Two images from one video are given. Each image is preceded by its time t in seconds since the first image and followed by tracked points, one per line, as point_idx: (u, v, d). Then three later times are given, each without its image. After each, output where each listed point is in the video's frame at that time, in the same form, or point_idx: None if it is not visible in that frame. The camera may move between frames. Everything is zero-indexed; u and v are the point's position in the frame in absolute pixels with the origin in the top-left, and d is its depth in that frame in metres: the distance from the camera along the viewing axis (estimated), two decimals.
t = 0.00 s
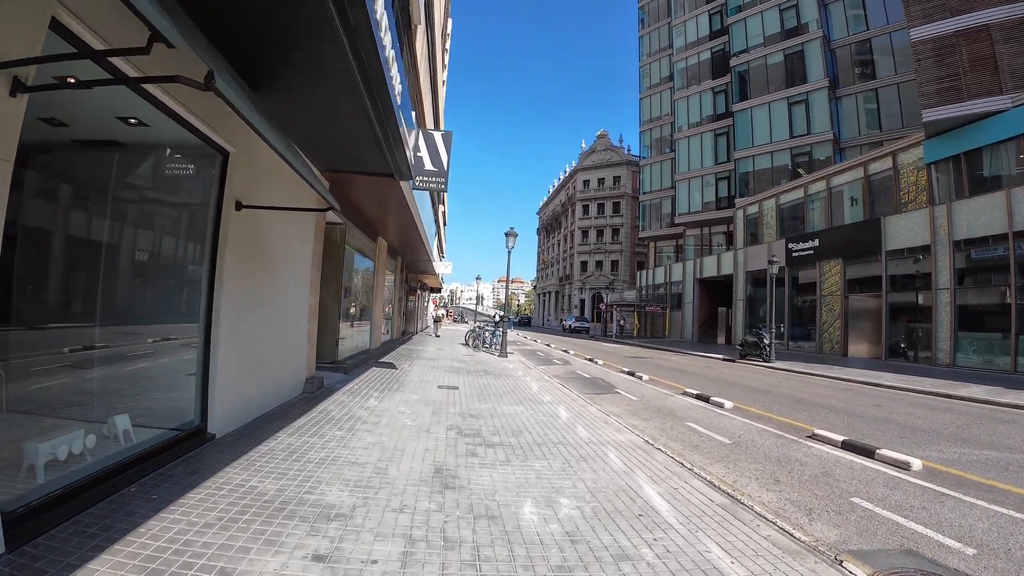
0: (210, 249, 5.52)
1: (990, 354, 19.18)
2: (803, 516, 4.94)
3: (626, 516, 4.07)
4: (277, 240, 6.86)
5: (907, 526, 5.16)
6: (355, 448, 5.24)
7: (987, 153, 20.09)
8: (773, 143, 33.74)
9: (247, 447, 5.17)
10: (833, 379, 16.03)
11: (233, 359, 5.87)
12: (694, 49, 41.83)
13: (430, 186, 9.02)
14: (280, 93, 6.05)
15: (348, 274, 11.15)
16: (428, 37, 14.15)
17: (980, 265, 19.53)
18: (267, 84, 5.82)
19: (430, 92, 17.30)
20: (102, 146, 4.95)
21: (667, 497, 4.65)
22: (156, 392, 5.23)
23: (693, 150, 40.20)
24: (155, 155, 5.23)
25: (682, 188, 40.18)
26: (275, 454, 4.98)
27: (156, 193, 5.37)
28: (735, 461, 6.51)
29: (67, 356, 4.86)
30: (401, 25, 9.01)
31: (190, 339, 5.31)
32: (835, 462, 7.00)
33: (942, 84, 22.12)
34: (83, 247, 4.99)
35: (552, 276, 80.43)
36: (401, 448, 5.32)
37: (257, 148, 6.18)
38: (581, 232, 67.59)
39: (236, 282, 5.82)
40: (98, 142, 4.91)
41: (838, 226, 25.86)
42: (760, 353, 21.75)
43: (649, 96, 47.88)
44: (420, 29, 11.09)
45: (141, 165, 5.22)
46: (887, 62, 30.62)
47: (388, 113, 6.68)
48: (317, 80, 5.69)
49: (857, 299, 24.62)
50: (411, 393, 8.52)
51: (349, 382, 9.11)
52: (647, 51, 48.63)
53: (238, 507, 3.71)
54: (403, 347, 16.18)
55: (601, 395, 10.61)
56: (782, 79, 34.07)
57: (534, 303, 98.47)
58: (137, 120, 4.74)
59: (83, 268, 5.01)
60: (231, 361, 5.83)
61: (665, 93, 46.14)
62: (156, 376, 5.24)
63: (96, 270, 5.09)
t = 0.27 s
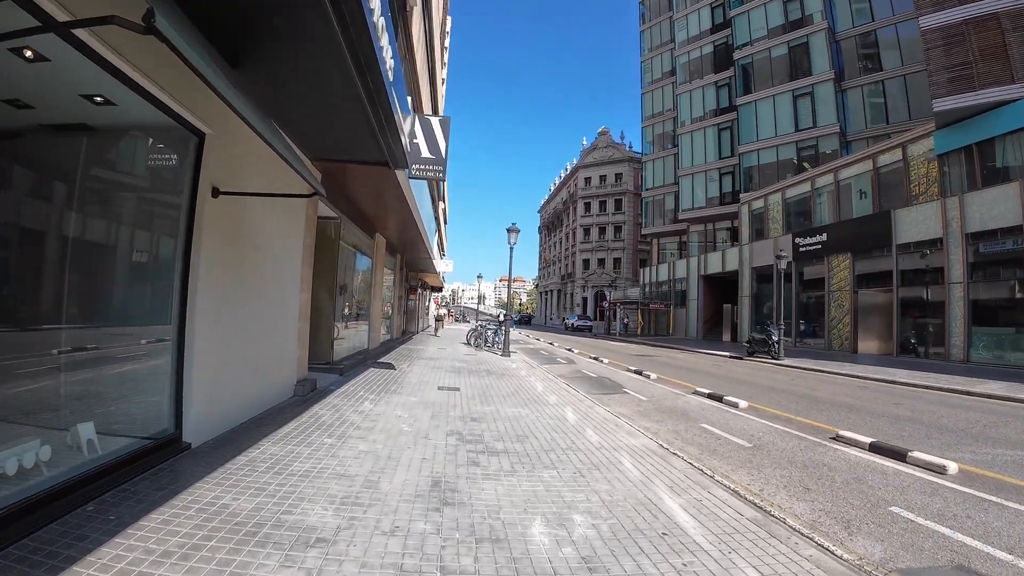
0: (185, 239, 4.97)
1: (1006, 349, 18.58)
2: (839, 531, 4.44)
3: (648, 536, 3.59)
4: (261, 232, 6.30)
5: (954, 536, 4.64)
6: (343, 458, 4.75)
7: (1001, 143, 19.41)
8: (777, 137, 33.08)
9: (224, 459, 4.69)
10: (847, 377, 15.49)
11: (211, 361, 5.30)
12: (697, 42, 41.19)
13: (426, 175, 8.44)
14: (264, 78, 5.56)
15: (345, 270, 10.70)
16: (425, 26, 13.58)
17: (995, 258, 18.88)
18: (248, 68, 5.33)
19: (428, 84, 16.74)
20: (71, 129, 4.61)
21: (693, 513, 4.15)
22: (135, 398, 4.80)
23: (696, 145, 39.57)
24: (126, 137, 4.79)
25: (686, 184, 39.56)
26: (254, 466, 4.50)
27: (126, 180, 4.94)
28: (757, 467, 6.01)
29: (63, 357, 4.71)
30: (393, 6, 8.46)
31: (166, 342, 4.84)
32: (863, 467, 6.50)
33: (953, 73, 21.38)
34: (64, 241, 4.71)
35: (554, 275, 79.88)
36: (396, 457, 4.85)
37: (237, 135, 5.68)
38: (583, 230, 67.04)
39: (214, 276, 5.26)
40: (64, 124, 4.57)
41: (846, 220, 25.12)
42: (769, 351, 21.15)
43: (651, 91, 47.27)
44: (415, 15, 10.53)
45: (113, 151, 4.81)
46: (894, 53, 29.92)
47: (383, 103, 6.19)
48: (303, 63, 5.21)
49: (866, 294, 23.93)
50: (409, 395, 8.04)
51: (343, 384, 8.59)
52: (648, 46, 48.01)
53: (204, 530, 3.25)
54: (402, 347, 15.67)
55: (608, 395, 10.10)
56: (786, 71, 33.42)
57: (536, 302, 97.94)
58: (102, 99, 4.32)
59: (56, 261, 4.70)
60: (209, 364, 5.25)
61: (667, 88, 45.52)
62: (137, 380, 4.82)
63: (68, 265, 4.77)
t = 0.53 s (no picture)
0: (154, 235, 4.52)
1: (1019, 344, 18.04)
2: (882, 555, 3.96)
3: (674, 567, 3.15)
4: (242, 228, 5.83)
5: (1002, 554, 4.18)
6: (331, 475, 4.32)
7: (1012, 132, 18.76)
8: (781, 129, 32.43)
9: (195, 482, 4.22)
10: (859, 373, 14.99)
11: (185, 369, 4.83)
12: (697, 34, 40.52)
13: (421, 165, 7.90)
14: (242, 64, 5.10)
15: (340, 270, 10.26)
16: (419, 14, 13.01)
17: (1008, 250, 18.31)
18: (225, 51, 4.88)
19: (424, 78, 16.18)
20: (36, 120, 4.04)
21: (719, 535, 3.72)
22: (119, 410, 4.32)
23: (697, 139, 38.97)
24: (94, 128, 4.27)
25: (688, 178, 38.99)
26: (231, 489, 4.07)
27: (106, 177, 4.36)
28: (780, 478, 5.52)
29: (44, 364, 4.00)
30: None
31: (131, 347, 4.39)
32: (894, 475, 6.02)
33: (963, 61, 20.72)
34: (55, 245, 4.12)
35: (555, 271, 79.39)
36: (389, 474, 4.38)
37: (214, 125, 5.23)
38: (583, 226, 66.55)
39: (187, 275, 4.79)
40: (29, 115, 4.00)
41: (854, 213, 24.51)
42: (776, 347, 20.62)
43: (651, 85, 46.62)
44: None
45: (87, 143, 4.24)
46: (899, 42, 29.22)
47: (373, 88, 5.76)
48: (283, 46, 4.76)
49: (875, 288, 23.37)
50: (405, 400, 7.57)
51: (336, 389, 8.12)
52: (648, 39, 47.35)
53: (160, 574, 2.79)
54: (400, 347, 15.19)
55: (614, 397, 9.62)
56: (789, 62, 32.75)
57: (538, 299, 97.59)
58: (63, 84, 3.83)
59: (46, 265, 4.06)
60: (182, 372, 4.79)
61: (668, 81, 44.88)
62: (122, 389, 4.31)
63: (58, 271, 4.13)
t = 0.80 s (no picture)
0: (110, 224, 4.03)
1: None
2: None
3: None
4: (214, 218, 5.33)
5: None
6: (308, 489, 3.87)
7: (1019, 119, 18.08)
8: (782, 119, 31.84)
9: (151, 502, 3.73)
10: (869, 366, 14.53)
11: (147, 373, 4.37)
12: (696, 23, 39.79)
13: (408, 148, 7.33)
14: (209, 39, 4.62)
15: (331, 264, 9.76)
16: None
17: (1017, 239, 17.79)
18: (188, 25, 4.40)
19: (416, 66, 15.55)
20: None
21: (746, 555, 3.26)
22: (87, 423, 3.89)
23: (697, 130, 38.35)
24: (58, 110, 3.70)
25: (688, 170, 38.38)
26: (193, 508, 3.61)
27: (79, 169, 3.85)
28: (804, 486, 5.02)
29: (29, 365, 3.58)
30: None
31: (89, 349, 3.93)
32: (924, 478, 5.54)
33: (969, 47, 20.15)
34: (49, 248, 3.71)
35: (554, 266, 78.91)
36: (374, 486, 3.93)
37: (180, 107, 4.73)
38: (582, 220, 66.01)
39: (148, 269, 4.32)
40: None
41: (858, 203, 23.96)
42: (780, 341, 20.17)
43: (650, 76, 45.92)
44: None
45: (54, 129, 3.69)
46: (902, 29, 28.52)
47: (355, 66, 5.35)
48: (253, 19, 4.31)
49: (880, 279, 22.88)
50: (397, 401, 7.10)
51: (323, 390, 7.63)
52: (646, 29, 46.61)
53: None
54: (395, 345, 14.68)
55: (619, 394, 9.13)
56: (790, 51, 32.09)
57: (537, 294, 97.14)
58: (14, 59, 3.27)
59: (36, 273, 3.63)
60: (144, 377, 4.33)
61: (667, 72, 44.18)
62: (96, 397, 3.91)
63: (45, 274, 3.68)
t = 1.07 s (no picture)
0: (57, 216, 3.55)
1: None
2: None
3: None
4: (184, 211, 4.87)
5: None
6: (283, 518, 3.41)
7: None
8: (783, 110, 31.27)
9: (105, 533, 3.29)
10: (878, 361, 14.11)
11: (106, 383, 3.89)
12: (694, 14, 39.09)
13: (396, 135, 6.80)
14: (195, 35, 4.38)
15: (320, 263, 9.27)
16: None
17: None
18: (168, 18, 4.13)
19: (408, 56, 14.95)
20: None
21: None
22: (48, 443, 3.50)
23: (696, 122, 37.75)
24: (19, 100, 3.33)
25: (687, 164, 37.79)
26: (156, 542, 3.16)
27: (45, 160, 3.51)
28: (832, 503, 4.57)
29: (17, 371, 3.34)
30: None
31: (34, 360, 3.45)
32: (960, 488, 5.10)
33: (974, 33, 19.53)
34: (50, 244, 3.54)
35: (553, 262, 78.41)
36: (357, 513, 3.47)
37: (148, 99, 4.34)
38: (580, 215, 65.47)
39: (100, 268, 3.83)
40: None
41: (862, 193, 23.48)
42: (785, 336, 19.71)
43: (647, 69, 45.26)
44: None
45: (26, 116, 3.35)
46: (904, 16, 27.97)
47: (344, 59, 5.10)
48: (239, 11, 4.06)
49: (885, 272, 22.44)
50: (389, 407, 6.61)
51: (310, 396, 7.16)
52: (643, 21, 45.92)
53: None
54: (390, 345, 14.19)
55: (623, 396, 8.64)
56: (790, 40, 31.50)
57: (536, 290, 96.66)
58: None
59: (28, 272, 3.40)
60: (101, 387, 3.85)
61: (665, 64, 43.52)
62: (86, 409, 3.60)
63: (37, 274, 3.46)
